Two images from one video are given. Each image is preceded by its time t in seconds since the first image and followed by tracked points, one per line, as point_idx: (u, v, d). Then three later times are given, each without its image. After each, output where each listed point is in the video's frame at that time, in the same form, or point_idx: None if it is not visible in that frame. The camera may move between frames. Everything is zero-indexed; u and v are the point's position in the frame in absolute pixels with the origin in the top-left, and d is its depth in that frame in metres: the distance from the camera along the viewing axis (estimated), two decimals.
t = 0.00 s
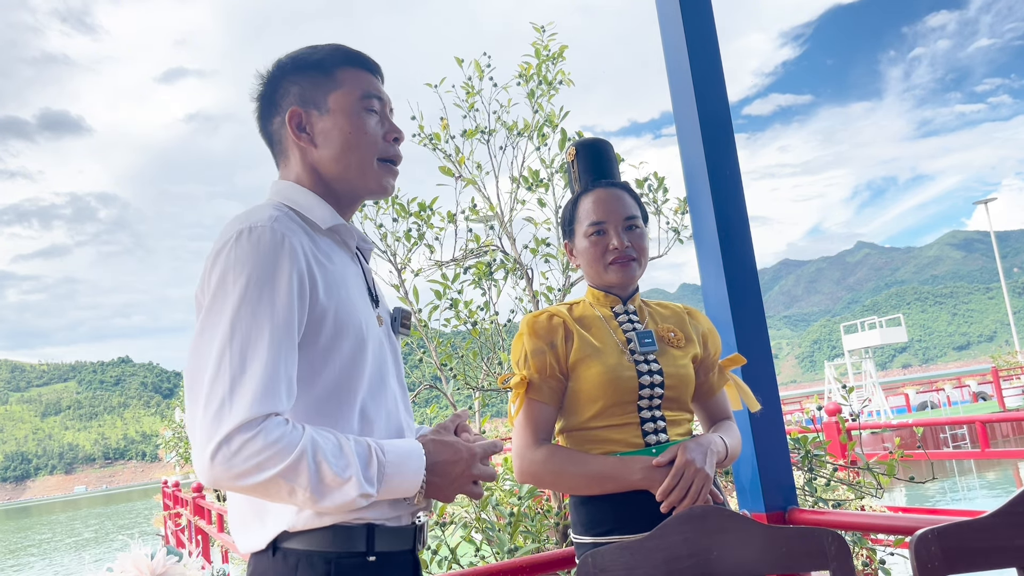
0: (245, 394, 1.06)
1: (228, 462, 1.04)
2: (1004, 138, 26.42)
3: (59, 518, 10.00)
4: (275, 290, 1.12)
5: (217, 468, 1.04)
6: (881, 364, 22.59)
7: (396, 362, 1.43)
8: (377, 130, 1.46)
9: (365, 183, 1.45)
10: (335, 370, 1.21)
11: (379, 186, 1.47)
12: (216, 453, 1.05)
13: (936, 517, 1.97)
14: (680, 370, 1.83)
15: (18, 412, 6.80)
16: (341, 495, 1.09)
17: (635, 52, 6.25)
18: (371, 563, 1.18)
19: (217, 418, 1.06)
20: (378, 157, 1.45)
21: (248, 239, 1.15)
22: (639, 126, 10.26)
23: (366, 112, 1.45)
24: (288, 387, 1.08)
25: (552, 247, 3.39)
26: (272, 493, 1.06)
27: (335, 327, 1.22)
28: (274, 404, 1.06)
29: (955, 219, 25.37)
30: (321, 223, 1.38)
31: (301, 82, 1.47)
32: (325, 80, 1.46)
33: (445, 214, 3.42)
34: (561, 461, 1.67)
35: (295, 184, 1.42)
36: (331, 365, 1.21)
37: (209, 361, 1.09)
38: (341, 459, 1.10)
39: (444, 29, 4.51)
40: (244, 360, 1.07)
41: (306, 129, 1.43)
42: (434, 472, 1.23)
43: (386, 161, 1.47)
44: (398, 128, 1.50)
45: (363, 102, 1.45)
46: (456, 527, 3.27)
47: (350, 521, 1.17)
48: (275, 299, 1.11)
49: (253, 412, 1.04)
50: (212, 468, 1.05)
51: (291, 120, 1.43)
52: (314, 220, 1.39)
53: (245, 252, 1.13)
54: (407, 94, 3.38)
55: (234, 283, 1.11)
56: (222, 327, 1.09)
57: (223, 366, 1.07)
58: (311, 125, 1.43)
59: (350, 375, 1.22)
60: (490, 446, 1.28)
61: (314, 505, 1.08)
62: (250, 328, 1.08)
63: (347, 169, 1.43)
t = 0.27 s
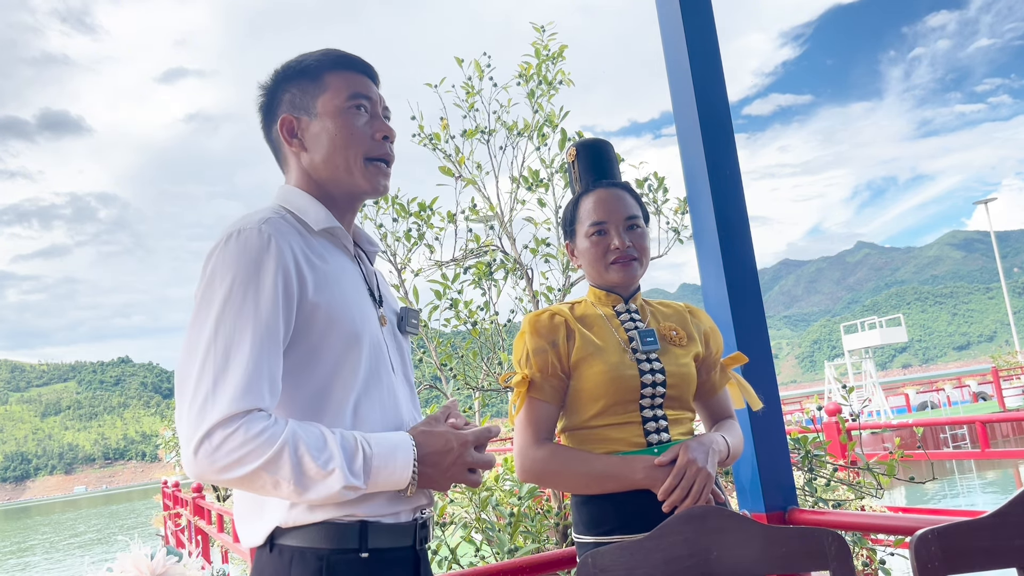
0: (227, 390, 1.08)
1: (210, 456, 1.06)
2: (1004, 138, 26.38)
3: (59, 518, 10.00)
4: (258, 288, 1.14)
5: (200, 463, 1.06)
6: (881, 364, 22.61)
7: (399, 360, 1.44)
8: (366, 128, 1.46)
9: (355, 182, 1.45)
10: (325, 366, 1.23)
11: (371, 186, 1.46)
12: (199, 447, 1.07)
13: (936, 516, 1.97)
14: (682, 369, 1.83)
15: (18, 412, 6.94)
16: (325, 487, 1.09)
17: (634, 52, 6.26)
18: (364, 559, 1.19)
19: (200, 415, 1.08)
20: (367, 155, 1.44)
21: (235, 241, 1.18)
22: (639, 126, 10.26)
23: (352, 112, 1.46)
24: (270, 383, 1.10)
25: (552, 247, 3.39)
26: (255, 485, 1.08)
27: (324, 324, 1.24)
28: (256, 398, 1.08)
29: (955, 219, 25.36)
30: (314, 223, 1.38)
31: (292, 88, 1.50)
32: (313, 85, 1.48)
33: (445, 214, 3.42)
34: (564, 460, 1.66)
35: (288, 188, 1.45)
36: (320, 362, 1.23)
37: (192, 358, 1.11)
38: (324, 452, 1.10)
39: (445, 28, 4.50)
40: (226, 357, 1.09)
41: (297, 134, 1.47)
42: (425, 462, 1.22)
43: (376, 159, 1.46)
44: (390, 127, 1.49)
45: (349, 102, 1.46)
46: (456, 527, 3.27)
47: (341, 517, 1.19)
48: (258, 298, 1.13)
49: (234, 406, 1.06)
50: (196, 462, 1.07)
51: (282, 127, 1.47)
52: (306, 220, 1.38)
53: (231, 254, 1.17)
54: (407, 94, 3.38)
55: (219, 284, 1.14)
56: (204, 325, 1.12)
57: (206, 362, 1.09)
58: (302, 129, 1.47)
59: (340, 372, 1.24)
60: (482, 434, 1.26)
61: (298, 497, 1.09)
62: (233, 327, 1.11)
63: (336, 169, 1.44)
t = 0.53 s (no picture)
0: (211, 392, 1.14)
1: (194, 456, 1.13)
2: (1004, 138, 26.36)
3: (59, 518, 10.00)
4: (242, 295, 1.20)
5: (185, 462, 1.13)
6: (881, 364, 22.59)
7: (404, 359, 1.48)
8: (364, 133, 1.49)
9: (355, 186, 1.48)
10: (314, 368, 1.28)
11: (370, 189, 1.49)
12: (184, 447, 1.14)
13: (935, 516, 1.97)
14: (684, 368, 1.83)
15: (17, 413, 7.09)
16: (305, 489, 1.14)
17: (635, 52, 6.26)
18: (358, 557, 1.23)
19: (185, 415, 1.14)
20: (365, 158, 1.48)
21: (223, 250, 1.24)
22: (639, 126, 10.26)
23: (351, 117, 1.49)
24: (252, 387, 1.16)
25: (552, 247, 3.39)
26: (238, 485, 1.14)
27: (313, 328, 1.29)
28: (238, 402, 1.14)
29: (955, 219, 25.36)
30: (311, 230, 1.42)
31: (293, 97, 1.55)
32: (313, 93, 1.53)
33: (445, 214, 3.42)
34: (567, 459, 1.66)
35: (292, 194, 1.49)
36: (309, 364, 1.28)
37: (180, 362, 1.18)
38: (304, 454, 1.15)
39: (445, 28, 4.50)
40: (211, 360, 1.16)
41: (299, 142, 1.52)
42: (413, 467, 1.23)
43: (375, 162, 1.49)
44: (389, 131, 1.52)
45: (347, 108, 1.50)
46: (456, 527, 3.28)
47: (334, 517, 1.23)
48: (244, 304, 1.19)
49: (216, 409, 1.12)
50: (181, 461, 1.14)
51: (285, 135, 1.52)
52: (304, 227, 1.42)
53: (219, 262, 1.23)
54: (407, 94, 3.38)
55: (208, 291, 1.21)
56: (192, 331, 1.19)
57: (191, 367, 1.16)
58: (303, 137, 1.52)
59: (329, 374, 1.29)
60: (474, 440, 1.24)
61: (281, 497, 1.14)
62: (219, 332, 1.17)
63: (335, 173, 1.48)
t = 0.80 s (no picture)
0: (204, 400, 1.17)
1: (187, 462, 1.16)
2: (1004, 138, 26.37)
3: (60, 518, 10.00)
4: (235, 304, 1.23)
5: (179, 467, 1.16)
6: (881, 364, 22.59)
7: (408, 363, 1.48)
8: (365, 139, 1.50)
9: (356, 192, 1.49)
10: (310, 374, 1.30)
11: (372, 193, 1.49)
12: (178, 452, 1.17)
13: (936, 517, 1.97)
14: (685, 368, 1.83)
15: (17, 412, 7.09)
16: (293, 495, 1.15)
17: (634, 52, 6.26)
18: (355, 557, 1.23)
19: (179, 421, 1.18)
20: (365, 163, 1.48)
21: (219, 260, 1.28)
22: (639, 126, 10.27)
23: (351, 124, 1.50)
24: (244, 393, 1.18)
25: (552, 247, 3.39)
26: (229, 490, 1.16)
27: (309, 336, 1.31)
28: (229, 409, 1.16)
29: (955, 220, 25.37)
30: (311, 237, 1.42)
31: (297, 105, 1.56)
32: (315, 101, 1.54)
33: (445, 214, 3.42)
34: (568, 459, 1.67)
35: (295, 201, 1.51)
36: (305, 369, 1.30)
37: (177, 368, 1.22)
38: (292, 462, 1.16)
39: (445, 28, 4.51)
40: (205, 368, 1.19)
41: (302, 149, 1.54)
42: (403, 476, 1.21)
43: (376, 167, 1.49)
44: (390, 137, 1.52)
45: (348, 115, 1.51)
46: (456, 527, 3.28)
47: (332, 518, 1.23)
48: (237, 314, 1.22)
49: (206, 417, 1.15)
50: (176, 466, 1.17)
51: (289, 143, 1.55)
52: (304, 234, 1.43)
53: (215, 272, 1.26)
54: (408, 94, 3.38)
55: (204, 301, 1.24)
56: (187, 339, 1.22)
57: (186, 374, 1.20)
58: (306, 144, 1.53)
59: (326, 379, 1.30)
60: (467, 449, 1.21)
61: (270, 503, 1.16)
62: (213, 341, 1.20)
63: (337, 179, 1.49)
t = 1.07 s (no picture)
0: (200, 405, 1.19)
1: (185, 464, 1.18)
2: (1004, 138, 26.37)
3: (61, 518, 10.02)
4: (231, 310, 1.25)
5: (178, 469, 1.19)
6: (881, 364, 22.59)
7: (409, 363, 1.47)
8: (364, 143, 1.49)
9: (356, 195, 1.49)
10: (307, 377, 1.31)
11: (371, 197, 1.49)
12: (177, 455, 1.19)
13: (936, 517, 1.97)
14: (686, 368, 1.83)
15: (18, 412, 7.13)
16: (289, 496, 1.16)
17: (634, 52, 6.26)
18: (353, 555, 1.23)
19: (178, 425, 1.20)
20: (364, 167, 1.48)
21: (216, 267, 1.30)
22: (639, 126, 10.28)
23: (350, 127, 1.50)
24: (239, 398, 1.20)
25: (552, 247, 3.39)
26: (227, 492, 1.18)
27: (305, 339, 1.31)
28: (224, 414, 1.18)
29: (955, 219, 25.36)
30: (310, 240, 1.43)
31: (297, 109, 1.56)
32: (315, 105, 1.54)
33: (445, 214, 3.42)
34: (568, 459, 1.67)
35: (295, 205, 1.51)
36: (303, 371, 1.31)
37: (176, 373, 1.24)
38: (287, 463, 1.17)
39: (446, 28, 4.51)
40: (203, 374, 1.21)
41: (303, 153, 1.54)
42: (399, 476, 1.20)
43: (375, 171, 1.49)
44: (390, 140, 1.51)
45: (347, 119, 1.51)
46: (456, 527, 3.29)
47: (329, 516, 1.24)
48: (233, 320, 1.24)
49: (202, 422, 1.17)
50: (176, 469, 1.20)
51: (290, 147, 1.55)
52: (304, 238, 1.44)
53: (212, 279, 1.28)
54: (408, 94, 3.38)
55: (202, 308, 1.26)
56: (186, 345, 1.24)
57: (185, 379, 1.22)
58: (307, 148, 1.54)
59: (323, 382, 1.31)
60: (463, 449, 1.20)
61: (267, 503, 1.18)
62: (209, 347, 1.22)
63: (336, 183, 1.49)
